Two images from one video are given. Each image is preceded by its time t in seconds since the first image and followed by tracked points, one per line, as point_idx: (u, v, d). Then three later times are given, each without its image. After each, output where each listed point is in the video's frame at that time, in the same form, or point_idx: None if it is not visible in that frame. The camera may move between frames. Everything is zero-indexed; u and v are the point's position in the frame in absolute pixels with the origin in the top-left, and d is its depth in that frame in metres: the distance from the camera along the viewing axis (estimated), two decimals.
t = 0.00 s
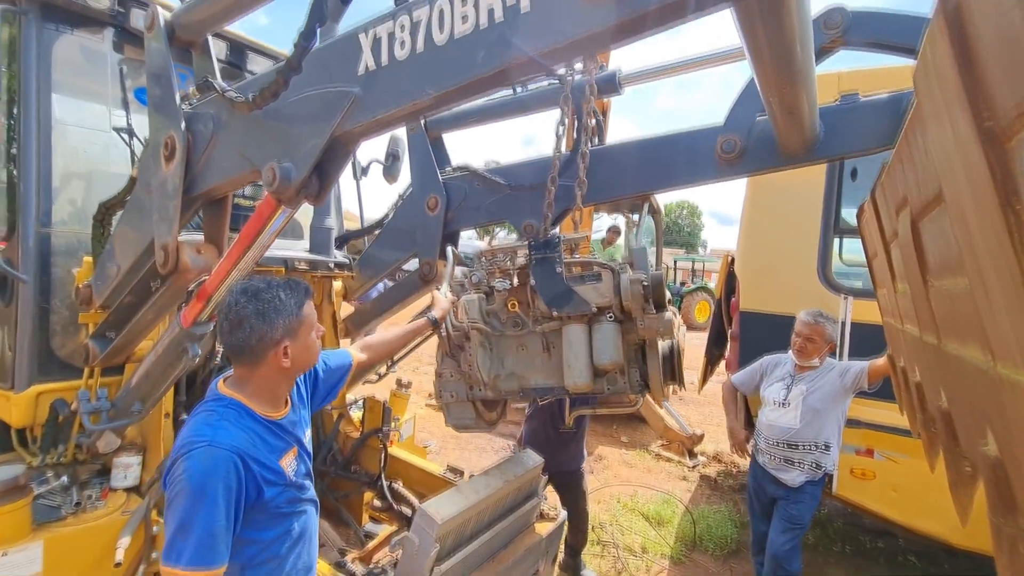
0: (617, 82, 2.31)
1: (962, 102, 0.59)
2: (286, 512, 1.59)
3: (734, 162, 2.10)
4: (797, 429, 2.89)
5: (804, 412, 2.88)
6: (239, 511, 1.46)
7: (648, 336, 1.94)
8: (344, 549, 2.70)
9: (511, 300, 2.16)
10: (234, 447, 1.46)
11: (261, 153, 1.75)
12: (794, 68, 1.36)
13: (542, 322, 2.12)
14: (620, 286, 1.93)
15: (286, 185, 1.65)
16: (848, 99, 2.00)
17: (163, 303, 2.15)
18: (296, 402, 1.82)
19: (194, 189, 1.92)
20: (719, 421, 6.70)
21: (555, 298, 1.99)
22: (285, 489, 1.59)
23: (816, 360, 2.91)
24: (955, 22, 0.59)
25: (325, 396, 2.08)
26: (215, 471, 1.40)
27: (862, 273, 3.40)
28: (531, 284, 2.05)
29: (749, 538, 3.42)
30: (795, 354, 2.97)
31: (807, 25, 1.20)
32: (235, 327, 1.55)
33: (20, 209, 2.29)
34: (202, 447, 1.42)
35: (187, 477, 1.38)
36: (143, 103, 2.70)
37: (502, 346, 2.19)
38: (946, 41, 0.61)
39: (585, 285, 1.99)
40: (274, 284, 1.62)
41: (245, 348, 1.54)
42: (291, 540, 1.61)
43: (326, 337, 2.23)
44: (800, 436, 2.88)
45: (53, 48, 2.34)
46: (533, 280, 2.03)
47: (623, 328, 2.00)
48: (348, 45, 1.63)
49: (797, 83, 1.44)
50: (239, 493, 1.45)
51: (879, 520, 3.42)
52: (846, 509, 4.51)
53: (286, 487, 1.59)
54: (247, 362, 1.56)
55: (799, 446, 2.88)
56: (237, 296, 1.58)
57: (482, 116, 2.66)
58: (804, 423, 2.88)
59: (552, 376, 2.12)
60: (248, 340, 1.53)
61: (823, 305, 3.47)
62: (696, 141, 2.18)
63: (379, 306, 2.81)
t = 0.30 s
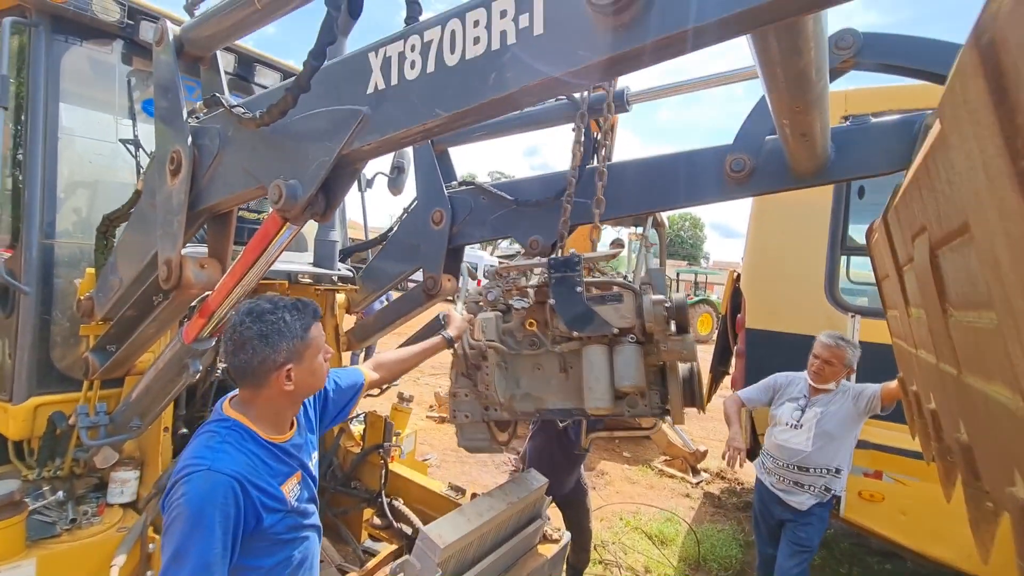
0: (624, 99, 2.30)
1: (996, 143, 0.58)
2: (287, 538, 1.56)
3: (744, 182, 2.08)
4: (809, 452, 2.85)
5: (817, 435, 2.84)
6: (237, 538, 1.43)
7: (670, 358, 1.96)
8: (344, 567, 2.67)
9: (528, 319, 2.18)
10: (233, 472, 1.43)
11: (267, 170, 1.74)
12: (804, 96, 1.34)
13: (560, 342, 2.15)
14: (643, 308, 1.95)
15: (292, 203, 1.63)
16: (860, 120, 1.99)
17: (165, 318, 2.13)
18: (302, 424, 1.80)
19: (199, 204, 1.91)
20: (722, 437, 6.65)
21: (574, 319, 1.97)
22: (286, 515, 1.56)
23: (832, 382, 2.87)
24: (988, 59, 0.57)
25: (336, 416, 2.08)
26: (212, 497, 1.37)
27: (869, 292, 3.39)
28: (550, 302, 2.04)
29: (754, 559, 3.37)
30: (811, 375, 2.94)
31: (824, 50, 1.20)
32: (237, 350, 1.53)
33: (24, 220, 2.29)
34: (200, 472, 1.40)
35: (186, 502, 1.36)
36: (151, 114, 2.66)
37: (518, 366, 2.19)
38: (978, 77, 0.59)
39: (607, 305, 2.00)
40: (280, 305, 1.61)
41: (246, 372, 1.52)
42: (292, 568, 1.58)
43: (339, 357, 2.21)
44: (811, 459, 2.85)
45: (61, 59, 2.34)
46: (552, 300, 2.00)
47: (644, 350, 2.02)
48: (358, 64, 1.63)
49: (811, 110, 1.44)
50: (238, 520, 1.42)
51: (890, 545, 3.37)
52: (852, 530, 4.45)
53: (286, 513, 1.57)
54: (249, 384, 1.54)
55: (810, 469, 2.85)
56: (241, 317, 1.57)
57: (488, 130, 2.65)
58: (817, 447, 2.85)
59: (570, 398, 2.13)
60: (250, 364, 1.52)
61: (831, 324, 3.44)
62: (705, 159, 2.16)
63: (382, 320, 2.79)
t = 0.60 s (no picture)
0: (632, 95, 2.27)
1: None
2: (291, 538, 1.54)
3: (753, 178, 2.06)
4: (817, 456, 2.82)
5: (826, 437, 2.82)
6: (240, 537, 1.41)
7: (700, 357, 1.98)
8: (344, 566, 2.65)
9: (551, 320, 2.12)
10: (238, 468, 1.41)
11: (271, 160, 1.72)
12: (823, 74, 1.32)
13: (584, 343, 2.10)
14: (673, 306, 1.94)
15: (295, 194, 1.61)
16: (873, 115, 1.97)
17: (165, 312, 2.11)
18: (311, 421, 1.79)
19: (201, 196, 1.89)
20: (725, 438, 6.62)
21: (603, 318, 1.96)
22: (291, 514, 1.54)
23: (846, 385, 2.85)
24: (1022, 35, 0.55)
25: (343, 415, 2.06)
26: (215, 493, 1.35)
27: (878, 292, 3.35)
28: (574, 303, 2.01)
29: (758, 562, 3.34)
30: (825, 377, 2.91)
31: (845, 40, 1.20)
32: (251, 340, 1.53)
33: (26, 213, 2.27)
34: (205, 467, 1.38)
35: (189, 498, 1.34)
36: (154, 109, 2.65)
37: (540, 369, 2.14)
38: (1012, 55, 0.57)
39: (635, 304, 1.97)
40: (301, 299, 1.60)
41: (259, 363, 1.51)
42: (294, 569, 1.55)
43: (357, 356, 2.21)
44: (820, 462, 2.83)
45: (65, 51, 2.32)
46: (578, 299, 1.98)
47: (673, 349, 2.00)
48: (364, 53, 1.61)
49: (827, 101, 1.49)
50: (242, 518, 1.40)
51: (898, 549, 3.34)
52: (856, 533, 4.43)
53: (292, 511, 1.54)
54: (259, 377, 1.53)
55: (819, 472, 2.82)
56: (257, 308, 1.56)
57: (494, 126, 2.62)
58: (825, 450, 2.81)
59: (598, 400, 2.09)
60: (260, 354, 1.51)
61: (838, 324, 3.41)
62: (714, 155, 2.14)
63: (385, 316, 2.77)
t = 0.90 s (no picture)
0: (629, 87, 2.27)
1: None
2: (297, 544, 1.52)
3: (752, 170, 2.05)
4: (818, 446, 2.83)
5: (827, 428, 2.82)
6: (254, 534, 1.40)
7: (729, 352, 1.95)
8: (348, 565, 2.65)
9: (576, 318, 2.06)
10: (258, 464, 1.41)
11: (267, 160, 1.71)
12: (821, 64, 1.32)
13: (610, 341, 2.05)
14: (701, 301, 1.93)
15: (291, 193, 1.61)
16: (871, 104, 1.96)
17: (164, 314, 2.11)
18: (325, 424, 1.79)
19: (198, 197, 1.89)
20: (727, 430, 6.63)
21: (630, 315, 1.93)
22: (300, 518, 1.53)
23: (846, 376, 2.85)
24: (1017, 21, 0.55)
25: (359, 417, 2.07)
26: (235, 487, 1.35)
27: (878, 282, 3.35)
28: (600, 299, 1.98)
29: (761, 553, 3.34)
30: (825, 369, 2.91)
31: (841, 27, 1.19)
32: (271, 338, 1.51)
33: (22, 217, 2.26)
34: (226, 461, 1.39)
35: (209, 491, 1.34)
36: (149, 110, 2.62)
37: (563, 369, 2.07)
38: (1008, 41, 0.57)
39: (663, 299, 1.93)
40: (322, 300, 1.58)
41: (280, 362, 1.50)
42: None
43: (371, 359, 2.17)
44: (822, 453, 2.83)
45: (58, 53, 2.31)
46: (604, 296, 1.95)
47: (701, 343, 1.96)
48: (358, 50, 1.61)
49: (824, 91, 1.48)
50: (259, 515, 1.40)
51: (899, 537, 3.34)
52: (860, 522, 4.44)
53: (303, 514, 1.54)
54: (277, 376, 1.52)
55: (821, 463, 2.82)
56: (278, 306, 1.55)
57: (492, 121, 2.61)
58: (826, 440, 2.83)
59: (626, 399, 2.05)
60: (279, 354, 1.50)
61: (838, 314, 3.41)
62: (713, 148, 2.13)
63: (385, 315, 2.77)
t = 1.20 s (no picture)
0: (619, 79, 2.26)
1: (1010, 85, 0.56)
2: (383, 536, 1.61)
3: (745, 157, 2.05)
4: (818, 431, 2.84)
5: (827, 414, 2.83)
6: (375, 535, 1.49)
7: (756, 337, 2.09)
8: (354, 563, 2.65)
9: (604, 314, 2.05)
10: (351, 480, 1.46)
11: (258, 161, 1.71)
12: (809, 48, 1.32)
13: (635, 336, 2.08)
14: (726, 289, 2.02)
15: (284, 193, 1.61)
16: (862, 88, 1.96)
17: (161, 318, 2.11)
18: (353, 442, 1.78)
19: (191, 200, 1.88)
20: (728, 419, 6.65)
21: (660, 307, 1.98)
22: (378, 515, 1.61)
23: (846, 362, 2.86)
24: None
25: (385, 427, 2.06)
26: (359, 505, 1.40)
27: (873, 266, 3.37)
28: (626, 293, 2.00)
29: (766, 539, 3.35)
30: (824, 357, 2.92)
31: (829, 9, 1.19)
32: (302, 376, 1.48)
33: (16, 226, 2.25)
34: (328, 488, 1.41)
35: (342, 520, 1.38)
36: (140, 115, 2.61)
37: (589, 365, 2.07)
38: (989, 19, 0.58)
39: (688, 291, 2.00)
40: (338, 322, 1.56)
41: (318, 394, 1.48)
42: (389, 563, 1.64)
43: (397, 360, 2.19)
44: (822, 439, 2.84)
45: (46, 60, 2.30)
46: (633, 290, 1.99)
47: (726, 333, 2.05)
48: (346, 47, 1.61)
49: (813, 76, 1.49)
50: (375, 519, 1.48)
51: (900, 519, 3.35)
52: (862, 506, 4.46)
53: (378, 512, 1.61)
54: (317, 409, 1.51)
55: (820, 449, 2.83)
56: (297, 339, 1.52)
57: (484, 117, 2.61)
58: (826, 426, 2.83)
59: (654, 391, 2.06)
60: (320, 391, 1.48)
61: (835, 299, 3.43)
62: (706, 137, 2.14)
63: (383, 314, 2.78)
